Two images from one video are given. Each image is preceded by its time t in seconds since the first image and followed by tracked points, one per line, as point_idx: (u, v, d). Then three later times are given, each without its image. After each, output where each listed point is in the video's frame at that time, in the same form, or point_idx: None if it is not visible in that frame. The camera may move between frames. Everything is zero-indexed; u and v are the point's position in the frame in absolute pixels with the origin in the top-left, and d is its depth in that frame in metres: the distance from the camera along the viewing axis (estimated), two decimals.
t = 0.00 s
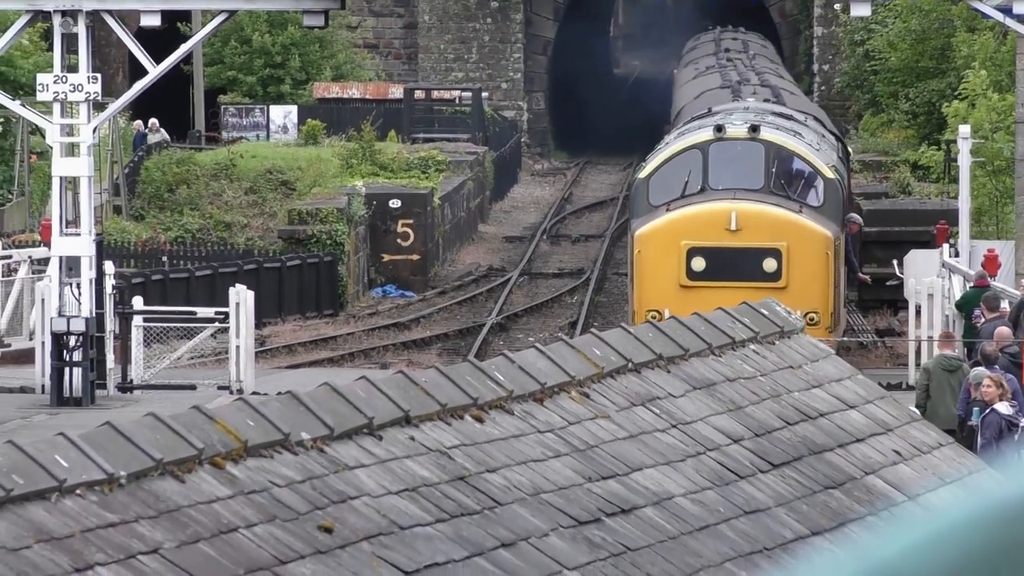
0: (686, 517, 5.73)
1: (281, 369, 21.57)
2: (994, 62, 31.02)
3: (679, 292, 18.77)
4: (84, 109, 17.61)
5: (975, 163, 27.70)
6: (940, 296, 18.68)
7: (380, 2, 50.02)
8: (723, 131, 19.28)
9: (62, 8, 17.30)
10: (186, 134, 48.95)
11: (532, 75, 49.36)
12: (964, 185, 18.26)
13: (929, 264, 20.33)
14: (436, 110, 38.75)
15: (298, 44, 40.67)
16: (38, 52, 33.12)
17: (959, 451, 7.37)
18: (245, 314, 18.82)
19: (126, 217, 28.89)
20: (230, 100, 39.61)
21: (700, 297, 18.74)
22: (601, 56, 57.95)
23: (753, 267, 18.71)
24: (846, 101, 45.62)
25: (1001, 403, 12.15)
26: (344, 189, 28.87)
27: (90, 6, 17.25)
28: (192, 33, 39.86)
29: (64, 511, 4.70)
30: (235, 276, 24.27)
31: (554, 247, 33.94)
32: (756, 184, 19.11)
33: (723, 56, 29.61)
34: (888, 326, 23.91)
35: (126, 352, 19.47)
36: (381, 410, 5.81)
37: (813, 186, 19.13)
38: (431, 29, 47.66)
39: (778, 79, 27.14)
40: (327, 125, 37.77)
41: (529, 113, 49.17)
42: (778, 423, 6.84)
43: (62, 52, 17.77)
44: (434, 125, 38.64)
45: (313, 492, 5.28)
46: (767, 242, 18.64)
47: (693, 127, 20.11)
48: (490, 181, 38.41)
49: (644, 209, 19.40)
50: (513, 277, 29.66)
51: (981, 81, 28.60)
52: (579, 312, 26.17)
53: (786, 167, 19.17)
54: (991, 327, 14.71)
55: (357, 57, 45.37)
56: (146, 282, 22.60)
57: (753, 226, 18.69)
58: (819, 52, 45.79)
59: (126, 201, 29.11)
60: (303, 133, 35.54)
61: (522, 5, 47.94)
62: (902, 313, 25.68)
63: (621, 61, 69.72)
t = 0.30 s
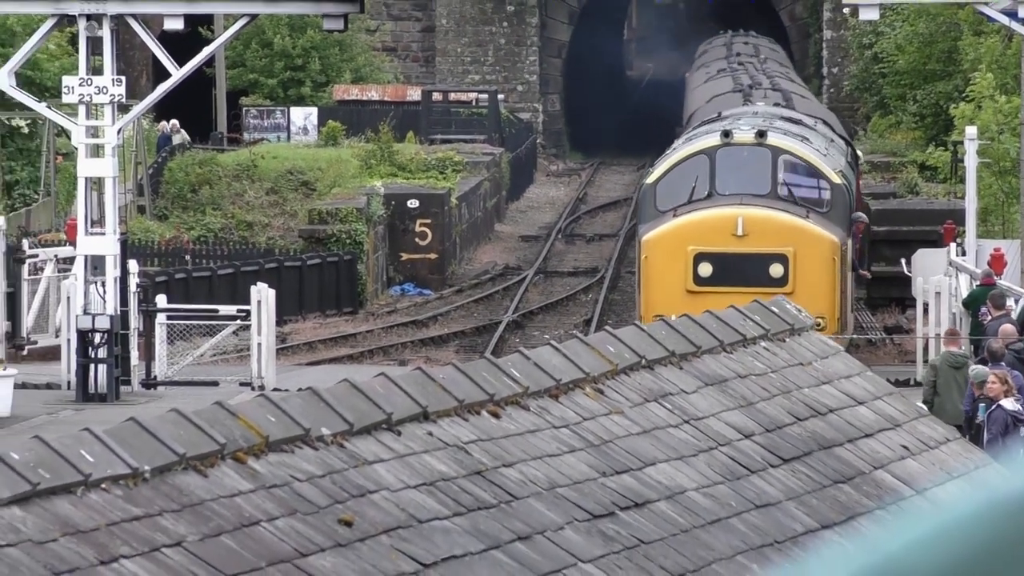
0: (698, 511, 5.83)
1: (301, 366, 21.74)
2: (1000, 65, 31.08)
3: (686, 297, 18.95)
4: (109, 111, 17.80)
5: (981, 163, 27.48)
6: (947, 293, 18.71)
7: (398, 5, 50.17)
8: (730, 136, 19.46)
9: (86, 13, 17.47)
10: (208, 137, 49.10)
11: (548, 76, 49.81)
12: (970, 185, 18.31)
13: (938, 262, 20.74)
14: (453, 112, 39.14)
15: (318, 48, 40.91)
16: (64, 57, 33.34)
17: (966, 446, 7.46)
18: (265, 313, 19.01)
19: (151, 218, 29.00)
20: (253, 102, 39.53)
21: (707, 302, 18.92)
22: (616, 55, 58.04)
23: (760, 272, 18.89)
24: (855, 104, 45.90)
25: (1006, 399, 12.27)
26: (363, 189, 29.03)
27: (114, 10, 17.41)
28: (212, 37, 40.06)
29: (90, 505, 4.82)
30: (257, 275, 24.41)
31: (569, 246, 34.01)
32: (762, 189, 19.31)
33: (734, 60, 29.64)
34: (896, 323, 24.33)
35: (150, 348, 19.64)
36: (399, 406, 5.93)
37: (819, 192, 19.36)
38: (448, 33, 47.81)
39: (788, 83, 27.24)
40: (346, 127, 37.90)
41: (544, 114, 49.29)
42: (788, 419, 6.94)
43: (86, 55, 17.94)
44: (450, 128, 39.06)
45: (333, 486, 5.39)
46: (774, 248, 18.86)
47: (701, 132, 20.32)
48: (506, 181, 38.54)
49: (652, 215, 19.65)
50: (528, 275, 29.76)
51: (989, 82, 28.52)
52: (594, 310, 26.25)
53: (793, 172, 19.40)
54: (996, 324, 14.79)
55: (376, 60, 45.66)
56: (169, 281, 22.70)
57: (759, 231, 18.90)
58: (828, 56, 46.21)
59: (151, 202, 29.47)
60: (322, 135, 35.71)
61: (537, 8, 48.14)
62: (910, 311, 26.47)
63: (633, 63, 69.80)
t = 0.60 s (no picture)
0: (717, 516, 5.93)
1: (328, 374, 21.91)
2: (1012, 79, 30.91)
3: (698, 314, 18.64)
4: (139, 124, 17.95)
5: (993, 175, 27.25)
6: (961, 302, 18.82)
7: (422, 20, 50.56)
8: (742, 152, 19.17)
9: (118, 29, 17.64)
10: (236, 149, 49.50)
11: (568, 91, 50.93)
12: (982, 197, 18.32)
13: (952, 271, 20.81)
14: (476, 126, 39.37)
15: (343, 63, 42.03)
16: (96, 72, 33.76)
17: (979, 453, 7.56)
18: (291, 322, 19.19)
19: (182, 227, 29.34)
20: (281, 116, 40.56)
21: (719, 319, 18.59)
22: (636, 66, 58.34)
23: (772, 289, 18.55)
24: (869, 117, 46.61)
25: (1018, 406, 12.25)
26: (387, 201, 29.31)
27: (144, 26, 17.54)
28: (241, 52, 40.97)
29: (121, 511, 4.95)
30: (283, 285, 24.73)
31: (590, 257, 34.19)
32: (774, 206, 19.01)
33: (752, 76, 29.80)
34: (910, 334, 24.67)
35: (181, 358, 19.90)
36: (423, 413, 6.05)
37: (832, 209, 18.96)
38: (471, 48, 49.15)
39: (806, 98, 27.38)
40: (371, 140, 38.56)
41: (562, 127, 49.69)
42: (805, 426, 7.04)
43: (117, 72, 18.15)
44: (473, 140, 39.31)
45: (359, 492, 5.51)
46: (786, 264, 18.54)
47: (715, 149, 20.11)
48: (528, 194, 38.86)
49: (664, 231, 19.38)
50: (550, 285, 29.92)
51: (1000, 97, 28.52)
52: (615, 319, 26.38)
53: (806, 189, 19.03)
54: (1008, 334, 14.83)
55: (399, 76, 46.34)
56: (199, 290, 22.94)
57: (771, 248, 18.59)
58: (843, 70, 47.05)
59: (180, 214, 29.45)
60: (347, 148, 36.03)
61: (559, 24, 49.56)
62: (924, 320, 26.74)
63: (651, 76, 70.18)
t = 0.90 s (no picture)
0: (740, 512, 6.04)
1: (359, 373, 22.12)
2: None
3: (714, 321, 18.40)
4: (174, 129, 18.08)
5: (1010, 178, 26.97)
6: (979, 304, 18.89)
7: (451, 27, 50.88)
8: (759, 160, 19.05)
9: (153, 35, 17.85)
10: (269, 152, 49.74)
11: (594, 96, 50.65)
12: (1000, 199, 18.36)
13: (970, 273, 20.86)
14: (503, 130, 40.37)
15: (375, 68, 42.21)
16: (134, 78, 34.07)
17: (997, 450, 7.67)
18: (324, 321, 19.33)
19: (216, 231, 29.56)
20: (313, 119, 41.15)
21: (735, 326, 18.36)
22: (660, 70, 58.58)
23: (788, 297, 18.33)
24: (889, 121, 46.67)
25: None
26: (417, 204, 29.45)
27: (178, 32, 17.75)
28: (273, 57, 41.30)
29: (157, 507, 5.08)
30: (316, 286, 24.97)
31: (616, 258, 34.31)
32: (791, 213, 18.84)
33: (775, 82, 29.89)
34: (930, 332, 24.78)
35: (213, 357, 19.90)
36: (452, 412, 6.16)
37: (850, 216, 18.78)
38: (500, 54, 49.70)
39: (828, 104, 27.48)
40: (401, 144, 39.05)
41: (589, 131, 49.99)
42: (826, 424, 7.15)
43: (152, 76, 18.31)
44: (502, 144, 40.19)
45: (389, 488, 5.63)
46: (802, 271, 18.35)
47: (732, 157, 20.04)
48: (555, 197, 39.07)
49: (681, 238, 19.18)
50: (576, 286, 30.06)
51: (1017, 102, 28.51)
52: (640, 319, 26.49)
53: (822, 197, 18.88)
54: None
55: (429, 80, 46.70)
56: (233, 291, 23.34)
57: (788, 255, 18.41)
58: (865, 75, 47.27)
59: (215, 215, 29.83)
60: (377, 152, 36.29)
61: (585, 30, 49.91)
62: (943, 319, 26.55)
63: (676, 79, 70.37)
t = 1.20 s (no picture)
0: (758, 512, 6.15)
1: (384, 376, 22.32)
2: None
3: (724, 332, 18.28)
4: (203, 137, 18.28)
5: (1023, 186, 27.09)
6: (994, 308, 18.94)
7: (475, 37, 51.04)
8: (770, 170, 18.97)
9: (182, 46, 17.95)
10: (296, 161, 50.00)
11: (615, 104, 51.31)
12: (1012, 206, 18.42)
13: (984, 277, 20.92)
14: (527, 138, 40.09)
15: (398, 77, 42.93)
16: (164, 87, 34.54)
17: (1009, 451, 7.78)
18: (349, 326, 19.46)
19: (242, 238, 29.86)
20: (340, 128, 41.51)
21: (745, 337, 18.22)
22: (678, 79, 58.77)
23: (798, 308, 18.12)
24: (904, 129, 46.80)
25: None
26: (441, 210, 29.61)
27: (208, 43, 17.87)
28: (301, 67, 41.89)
29: (186, 507, 5.20)
30: (342, 291, 25.14)
31: (636, 263, 34.45)
32: (802, 225, 18.74)
33: (793, 91, 30.02)
34: (944, 335, 24.95)
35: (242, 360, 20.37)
36: (476, 414, 6.28)
37: (860, 228, 18.65)
38: (522, 63, 49.96)
39: (846, 114, 27.55)
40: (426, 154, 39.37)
41: (609, 139, 50.22)
42: (842, 426, 7.27)
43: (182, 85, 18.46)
44: (525, 152, 39.96)
45: (414, 489, 5.75)
46: (812, 283, 18.10)
47: (744, 169, 19.97)
48: (576, 203, 39.24)
49: (692, 248, 19.15)
50: (597, 290, 30.19)
51: None
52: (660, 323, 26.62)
53: (833, 208, 18.75)
54: None
55: (452, 90, 46.94)
56: (260, 295, 23.39)
57: (798, 266, 18.17)
58: (879, 84, 47.60)
59: (243, 222, 30.28)
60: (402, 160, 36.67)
61: (605, 40, 50.24)
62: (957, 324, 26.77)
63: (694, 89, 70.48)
